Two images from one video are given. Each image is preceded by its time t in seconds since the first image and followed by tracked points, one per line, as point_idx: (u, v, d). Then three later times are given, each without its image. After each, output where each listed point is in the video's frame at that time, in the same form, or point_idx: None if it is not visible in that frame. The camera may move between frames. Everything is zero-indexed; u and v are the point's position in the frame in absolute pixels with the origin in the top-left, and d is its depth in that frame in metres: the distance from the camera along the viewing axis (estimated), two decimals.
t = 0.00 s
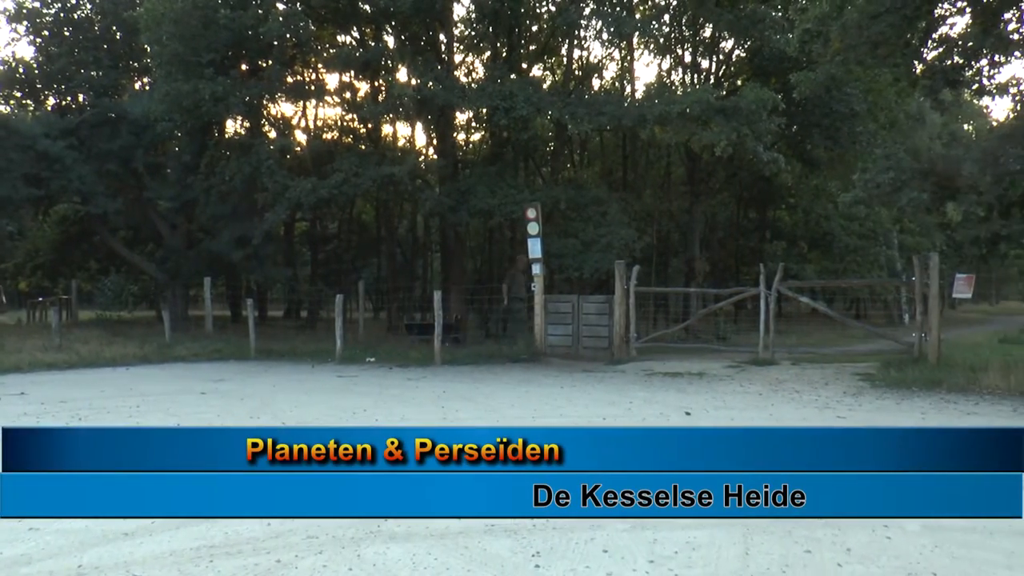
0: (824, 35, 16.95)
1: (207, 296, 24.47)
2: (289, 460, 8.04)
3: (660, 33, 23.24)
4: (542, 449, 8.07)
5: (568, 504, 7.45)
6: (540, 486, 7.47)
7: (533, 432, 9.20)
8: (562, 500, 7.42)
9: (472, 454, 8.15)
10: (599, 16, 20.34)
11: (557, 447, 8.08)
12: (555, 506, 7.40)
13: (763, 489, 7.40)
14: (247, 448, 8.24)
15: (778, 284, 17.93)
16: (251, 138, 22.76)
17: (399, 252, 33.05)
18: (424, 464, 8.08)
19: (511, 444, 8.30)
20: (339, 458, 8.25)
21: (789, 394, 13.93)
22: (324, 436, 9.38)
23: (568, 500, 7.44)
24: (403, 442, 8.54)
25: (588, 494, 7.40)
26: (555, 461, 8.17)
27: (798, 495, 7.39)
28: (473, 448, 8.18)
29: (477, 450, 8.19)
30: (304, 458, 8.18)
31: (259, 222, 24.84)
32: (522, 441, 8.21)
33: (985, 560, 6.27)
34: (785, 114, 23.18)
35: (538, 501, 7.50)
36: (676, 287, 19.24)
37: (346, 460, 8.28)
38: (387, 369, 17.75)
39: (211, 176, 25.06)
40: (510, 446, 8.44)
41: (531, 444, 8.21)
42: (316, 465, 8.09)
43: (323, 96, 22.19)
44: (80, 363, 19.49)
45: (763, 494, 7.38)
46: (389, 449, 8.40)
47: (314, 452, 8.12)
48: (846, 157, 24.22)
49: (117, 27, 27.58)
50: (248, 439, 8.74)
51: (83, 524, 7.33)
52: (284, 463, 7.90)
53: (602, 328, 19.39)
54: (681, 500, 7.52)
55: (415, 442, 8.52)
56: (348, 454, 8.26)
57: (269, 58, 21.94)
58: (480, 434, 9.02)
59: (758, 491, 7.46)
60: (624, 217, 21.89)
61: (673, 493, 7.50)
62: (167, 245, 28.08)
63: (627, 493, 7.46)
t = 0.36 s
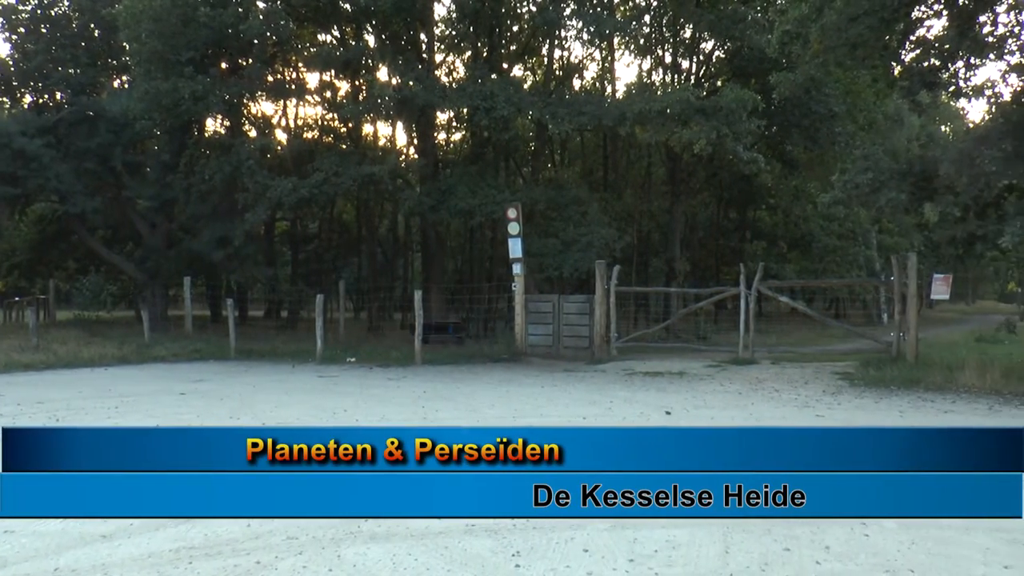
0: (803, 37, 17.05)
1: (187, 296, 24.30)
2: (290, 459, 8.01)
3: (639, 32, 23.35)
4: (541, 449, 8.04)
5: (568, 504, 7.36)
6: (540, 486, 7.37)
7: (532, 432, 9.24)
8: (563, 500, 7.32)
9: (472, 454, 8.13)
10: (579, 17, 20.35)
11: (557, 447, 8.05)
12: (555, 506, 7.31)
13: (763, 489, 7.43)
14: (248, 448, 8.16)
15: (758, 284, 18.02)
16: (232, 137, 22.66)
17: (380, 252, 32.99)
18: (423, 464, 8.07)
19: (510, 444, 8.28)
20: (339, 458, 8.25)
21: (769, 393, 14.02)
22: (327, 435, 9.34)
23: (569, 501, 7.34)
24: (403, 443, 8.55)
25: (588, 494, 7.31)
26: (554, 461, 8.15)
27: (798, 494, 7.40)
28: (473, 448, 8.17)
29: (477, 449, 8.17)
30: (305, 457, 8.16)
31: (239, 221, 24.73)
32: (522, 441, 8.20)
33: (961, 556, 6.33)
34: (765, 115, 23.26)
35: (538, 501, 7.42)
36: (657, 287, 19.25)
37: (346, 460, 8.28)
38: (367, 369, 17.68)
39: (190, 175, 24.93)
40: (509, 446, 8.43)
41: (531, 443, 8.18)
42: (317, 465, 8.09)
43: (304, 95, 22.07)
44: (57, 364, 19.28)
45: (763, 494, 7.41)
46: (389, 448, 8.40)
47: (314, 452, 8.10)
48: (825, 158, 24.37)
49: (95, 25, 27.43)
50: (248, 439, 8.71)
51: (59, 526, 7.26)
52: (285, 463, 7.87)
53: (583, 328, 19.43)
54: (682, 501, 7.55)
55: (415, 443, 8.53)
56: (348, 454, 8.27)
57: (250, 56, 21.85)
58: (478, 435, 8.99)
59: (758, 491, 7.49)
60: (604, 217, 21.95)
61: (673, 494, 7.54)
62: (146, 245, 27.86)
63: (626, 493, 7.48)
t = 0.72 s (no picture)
0: (785, 39, 17.16)
1: (168, 296, 24.16)
2: (290, 459, 7.90)
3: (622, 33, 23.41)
4: (541, 449, 8.01)
5: (568, 504, 7.33)
6: (540, 486, 7.33)
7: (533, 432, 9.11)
8: (562, 500, 7.29)
9: (472, 454, 8.06)
10: (561, 17, 20.38)
11: (557, 447, 8.00)
12: (555, 505, 7.27)
13: (763, 490, 7.41)
14: (248, 448, 8.07)
15: (740, 284, 18.12)
16: (213, 136, 22.54)
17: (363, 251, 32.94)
18: (424, 464, 7.95)
19: (510, 444, 8.23)
20: (339, 458, 8.08)
21: (751, 392, 14.11)
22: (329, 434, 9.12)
23: (568, 501, 7.31)
24: (402, 442, 8.41)
25: (588, 494, 7.28)
26: (554, 460, 8.13)
27: (798, 494, 7.39)
28: (473, 448, 8.09)
29: (477, 450, 8.10)
30: (304, 458, 8.03)
31: (221, 220, 24.62)
32: (521, 441, 8.16)
33: (940, 553, 6.39)
34: (746, 116, 23.35)
35: (538, 500, 7.39)
36: (640, 287, 19.29)
37: (347, 460, 8.11)
38: (349, 369, 17.63)
39: (172, 174, 24.80)
40: (508, 446, 8.38)
41: (530, 444, 8.13)
42: (317, 465, 7.94)
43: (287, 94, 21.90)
44: (37, 364, 19.10)
45: (763, 494, 7.39)
46: (389, 449, 8.27)
47: (314, 452, 7.98)
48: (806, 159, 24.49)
49: (76, 22, 27.21)
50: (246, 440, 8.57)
51: (38, 528, 7.18)
52: (286, 462, 7.74)
53: (565, 327, 19.49)
54: (681, 500, 7.55)
55: (415, 443, 8.38)
56: (348, 454, 8.08)
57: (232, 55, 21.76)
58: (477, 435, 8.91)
59: (757, 491, 7.48)
60: (587, 217, 22.01)
61: (673, 494, 7.52)
62: (127, 244, 27.64)
63: (626, 493, 7.48)
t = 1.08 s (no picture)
0: (767, 40, 17.23)
1: (149, 296, 24.00)
2: (289, 459, 7.84)
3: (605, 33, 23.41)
4: (541, 449, 7.95)
5: (568, 504, 7.33)
6: (540, 486, 7.29)
7: (532, 432, 9.07)
8: (562, 500, 7.28)
9: (472, 454, 8.01)
10: (542, 17, 20.38)
11: (557, 447, 7.95)
12: (555, 506, 7.24)
13: (763, 489, 7.37)
14: (248, 448, 8.02)
15: (722, 284, 18.18)
16: (194, 135, 22.39)
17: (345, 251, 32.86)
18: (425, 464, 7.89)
19: (510, 444, 8.18)
20: (339, 458, 8.02)
21: (732, 391, 14.19)
22: (328, 434, 9.07)
23: (568, 501, 7.29)
24: (402, 442, 8.35)
25: (589, 494, 7.26)
26: (554, 460, 8.07)
27: (799, 494, 7.33)
28: (473, 448, 8.05)
29: (477, 450, 8.05)
30: (304, 458, 7.97)
31: (203, 219, 24.48)
32: (521, 440, 8.11)
33: (918, 551, 6.43)
34: (729, 117, 23.41)
35: (539, 501, 7.36)
36: (621, 287, 19.28)
37: (347, 460, 8.05)
38: (330, 369, 17.58)
39: (153, 173, 24.63)
40: (508, 446, 8.33)
41: (530, 443, 8.08)
42: (317, 465, 7.89)
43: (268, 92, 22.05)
44: (15, 365, 18.94)
45: (763, 495, 7.34)
46: (389, 449, 8.21)
47: (314, 452, 7.92)
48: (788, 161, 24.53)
49: (55, 19, 26.92)
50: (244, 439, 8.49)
51: (17, 530, 7.11)
52: (285, 462, 7.69)
53: (547, 327, 19.54)
54: (682, 500, 7.51)
55: (415, 442, 8.33)
56: (348, 454, 8.03)
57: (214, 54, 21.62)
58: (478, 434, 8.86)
59: (757, 491, 7.44)
60: (568, 217, 22.04)
61: (673, 493, 7.49)
62: (107, 243, 27.41)
63: (626, 493, 7.46)
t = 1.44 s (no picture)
0: (752, 41, 17.28)
1: (134, 296, 23.89)
2: (289, 459, 7.90)
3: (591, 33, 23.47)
4: (541, 449, 8.01)
5: (568, 504, 7.36)
6: (540, 485, 7.33)
7: (531, 432, 9.12)
8: (563, 500, 7.30)
9: (472, 454, 8.06)
10: (528, 17, 20.39)
11: (557, 447, 8.00)
12: (556, 506, 7.27)
13: (763, 489, 7.40)
14: (248, 448, 8.08)
15: (709, 284, 18.20)
16: (180, 134, 22.29)
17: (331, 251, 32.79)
18: (424, 464, 7.95)
19: (510, 444, 8.24)
20: (339, 458, 8.07)
21: (719, 391, 14.29)
22: (326, 434, 9.12)
23: (568, 501, 7.33)
24: (402, 442, 8.39)
25: (589, 494, 7.31)
26: (554, 460, 8.12)
27: (798, 494, 7.35)
28: (473, 448, 8.10)
29: (477, 449, 8.10)
30: (304, 458, 8.03)
31: (188, 219, 24.37)
32: (521, 441, 8.17)
33: (903, 549, 6.47)
34: (716, 119, 23.48)
35: (539, 501, 7.39)
36: (608, 287, 19.32)
37: (347, 460, 8.10)
38: (316, 370, 17.54)
39: (137, 172, 24.50)
40: (507, 446, 8.39)
41: (530, 444, 8.14)
42: (317, 465, 7.95)
43: (254, 93, 22.05)
44: None
45: (763, 494, 7.37)
46: (389, 448, 8.25)
47: (314, 452, 7.99)
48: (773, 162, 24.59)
49: (38, 17, 26.70)
50: (245, 439, 8.55)
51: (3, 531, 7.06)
52: (285, 462, 7.74)
53: (534, 328, 19.57)
54: (681, 500, 7.54)
55: (415, 442, 8.38)
56: (348, 454, 8.08)
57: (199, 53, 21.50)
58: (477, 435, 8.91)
59: (757, 491, 7.46)
60: (554, 217, 22.06)
61: (673, 494, 7.51)
62: (92, 243, 27.23)
63: (626, 493, 7.48)
